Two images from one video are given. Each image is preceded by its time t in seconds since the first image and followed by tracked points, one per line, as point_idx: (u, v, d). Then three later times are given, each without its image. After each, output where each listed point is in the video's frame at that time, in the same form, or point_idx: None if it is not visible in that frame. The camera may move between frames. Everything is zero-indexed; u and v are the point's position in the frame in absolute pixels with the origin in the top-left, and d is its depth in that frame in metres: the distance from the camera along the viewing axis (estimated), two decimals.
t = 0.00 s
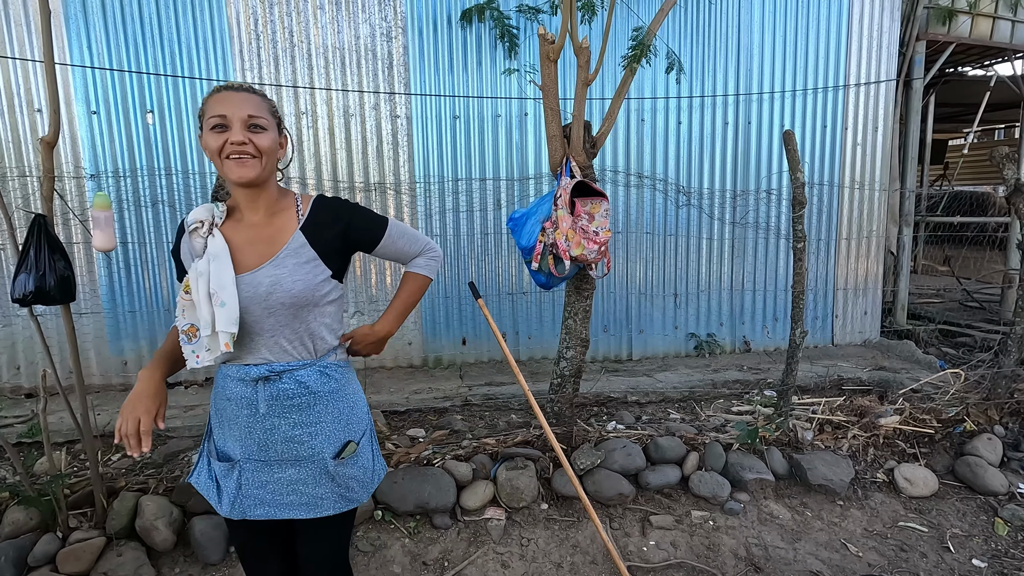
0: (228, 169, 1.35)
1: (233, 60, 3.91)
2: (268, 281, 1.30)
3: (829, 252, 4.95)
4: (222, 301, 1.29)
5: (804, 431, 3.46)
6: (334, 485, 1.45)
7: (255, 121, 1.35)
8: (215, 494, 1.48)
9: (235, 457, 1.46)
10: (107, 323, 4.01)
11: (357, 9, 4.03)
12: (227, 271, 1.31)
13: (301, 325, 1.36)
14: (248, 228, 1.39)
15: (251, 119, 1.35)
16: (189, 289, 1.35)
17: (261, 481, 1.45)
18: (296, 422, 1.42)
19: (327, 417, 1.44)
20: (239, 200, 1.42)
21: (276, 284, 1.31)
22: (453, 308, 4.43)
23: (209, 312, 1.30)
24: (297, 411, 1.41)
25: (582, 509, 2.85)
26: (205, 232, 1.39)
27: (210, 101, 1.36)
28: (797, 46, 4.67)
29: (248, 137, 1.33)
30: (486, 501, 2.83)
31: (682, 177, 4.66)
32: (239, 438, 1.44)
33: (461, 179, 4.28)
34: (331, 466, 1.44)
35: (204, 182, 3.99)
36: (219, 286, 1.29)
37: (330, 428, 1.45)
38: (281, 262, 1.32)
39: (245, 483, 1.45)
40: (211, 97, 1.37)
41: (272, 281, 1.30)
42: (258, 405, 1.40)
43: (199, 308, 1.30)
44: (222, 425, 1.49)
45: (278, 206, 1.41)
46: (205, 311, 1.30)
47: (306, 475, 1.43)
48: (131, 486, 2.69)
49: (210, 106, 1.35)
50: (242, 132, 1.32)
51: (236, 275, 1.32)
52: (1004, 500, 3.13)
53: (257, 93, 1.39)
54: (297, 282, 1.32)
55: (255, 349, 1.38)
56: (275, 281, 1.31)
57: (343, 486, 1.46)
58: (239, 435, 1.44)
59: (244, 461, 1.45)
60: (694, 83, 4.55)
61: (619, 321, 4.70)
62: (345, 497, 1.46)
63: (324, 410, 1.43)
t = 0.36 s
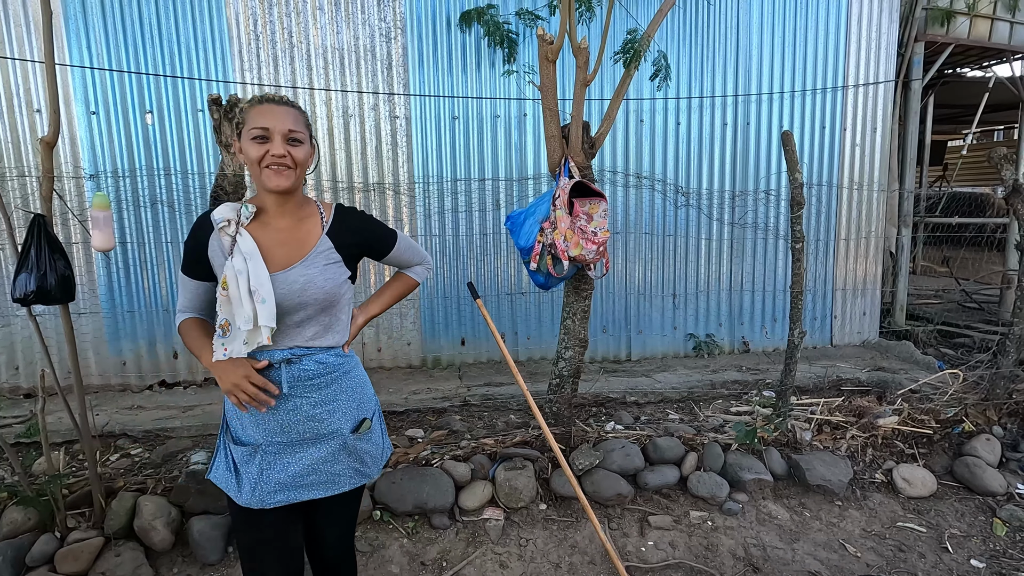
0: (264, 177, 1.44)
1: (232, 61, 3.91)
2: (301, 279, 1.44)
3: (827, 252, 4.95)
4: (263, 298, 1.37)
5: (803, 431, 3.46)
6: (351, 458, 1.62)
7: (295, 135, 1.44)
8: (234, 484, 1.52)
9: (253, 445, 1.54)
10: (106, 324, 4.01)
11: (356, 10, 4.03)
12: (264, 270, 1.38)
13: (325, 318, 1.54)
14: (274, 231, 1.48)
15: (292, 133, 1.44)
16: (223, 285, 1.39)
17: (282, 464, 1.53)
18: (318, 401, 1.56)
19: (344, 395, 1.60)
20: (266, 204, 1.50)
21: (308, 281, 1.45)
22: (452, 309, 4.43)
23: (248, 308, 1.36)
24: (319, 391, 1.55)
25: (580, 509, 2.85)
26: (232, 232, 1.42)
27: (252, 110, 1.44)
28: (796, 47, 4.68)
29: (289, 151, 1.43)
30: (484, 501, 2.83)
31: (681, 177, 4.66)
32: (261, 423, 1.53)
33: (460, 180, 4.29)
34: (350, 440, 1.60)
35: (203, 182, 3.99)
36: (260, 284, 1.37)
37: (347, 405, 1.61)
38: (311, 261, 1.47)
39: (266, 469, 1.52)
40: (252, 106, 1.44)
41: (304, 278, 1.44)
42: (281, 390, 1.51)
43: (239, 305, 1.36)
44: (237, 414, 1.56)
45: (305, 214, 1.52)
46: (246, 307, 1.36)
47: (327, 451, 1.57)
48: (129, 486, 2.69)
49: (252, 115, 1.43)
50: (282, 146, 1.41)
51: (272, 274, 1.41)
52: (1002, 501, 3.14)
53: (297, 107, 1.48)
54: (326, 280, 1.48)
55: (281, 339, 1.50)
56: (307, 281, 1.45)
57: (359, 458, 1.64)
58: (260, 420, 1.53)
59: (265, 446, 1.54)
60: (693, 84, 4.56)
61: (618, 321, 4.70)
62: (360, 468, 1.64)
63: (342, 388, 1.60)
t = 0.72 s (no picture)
0: (282, 177, 1.51)
1: (233, 62, 3.93)
2: (299, 273, 1.47)
3: (828, 253, 4.94)
4: (266, 288, 1.39)
5: (803, 432, 3.45)
6: (347, 451, 1.65)
7: (314, 142, 1.55)
8: (231, 482, 1.52)
9: (250, 442, 1.55)
10: (108, 324, 4.04)
11: (357, 11, 4.05)
12: (267, 262, 1.42)
13: (323, 314, 1.56)
14: (273, 227, 1.53)
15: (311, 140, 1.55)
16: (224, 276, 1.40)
17: (281, 460, 1.56)
18: (315, 396, 1.58)
19: (340, 389, 1.63)
20: (270, 202, 1.54)
21: (307, 275, 1.48)
22: (452, 309, 4.44)
23: (251, 298, 1.38)
24: (316, 386, 1.58)
25: (579, 510, 2.85)
26: (235, 227, 1.45)
27: (273, 115, 1.51)
28: (797, 47, 4.67)
29: (310, 156, 1.53)
30: (483, 502, 2.83)
31: (681, 178, 4.66)
32: (258, 420, 1.54)
33: (460, 180, 4.30)
34: (347, 434, 1.64)
35: (204, 183, 4.01)
36: (263, 274, 1.39)
37: (343, 400, 1.64)
38: (309, 257, 1.51)
39: (265, 465, 1.54)
40: (273, 110, 1.52)
41: (302, 272, 1.48)
42: (279, 386, 1.53)
43: (242, 294, 1.38)
44: (233, 413, 1.57)
45: (305, 214, 1.59)
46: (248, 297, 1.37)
47: (325, 445, 1.60)
48: (129, 485, 2.70)
49: (274, 119, 1.50)
50: (306, 150, 1.52)
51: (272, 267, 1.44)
52: (1004, 502, 3.12)
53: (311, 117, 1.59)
54: (324, 274, 1.51)
55: (277, 336, 1.51)
56: (305, 274, 1.48)
57: (356, 450, 1.67)
58: (256, 417, 1.54)
59: (262, 444, 1.55)
60: (694, 84, 4.55)
61: (618, 322, 4.70)
62: (357, 461, 1.68)
63: (338, 383, 1.62)
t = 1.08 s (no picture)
0: (299, 177, 1.52)
1: (246, 65, 3.95)
2: (307, 269, 1.49)
3: (843, 254, 4.88)
4: (273, 281, 1.38)
5: (818, 436, 3.40)
6: (354, 453, 1.63)
7: (325, 144, 1.58)
8: (237, 485, 1.51)
9: (257, 443, 1.54)
10: (122, 324, 4.06)
11: (368, 12, 4.05)
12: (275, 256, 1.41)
13: (330, 311, 1.57)
14: (280, 225, 1.53)
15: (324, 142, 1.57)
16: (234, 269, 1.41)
17: (288, 460, 1.55)
18: (322, 396, 1.57)
19: (346, 390, 1.62)
20: (276, 200, 1.54)
21: (314, 273, 1.50)
22: (462, 310, 4.43)
23: (257, 290, 1.38)
24: (323, 385, 1.57)
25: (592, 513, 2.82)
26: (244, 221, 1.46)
27: (290, 115, 1.51)
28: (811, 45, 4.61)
29: (325, 159, 1.56)
30: (495, 505, 2.82)
31: (694, 178, 4.62)
32: (265, 421, 1.54)
33: (471, 181, 4.29)
34: (354, 435, 1.62)
35: (216, 185, 4.03)
36: (270, 268, 1.38)
37: (350, 401, 1.63)
38: (314, 254, 1.52)
39: (271, 466, 1.53)
40: (289, 111, 1.52)
41: (309, 269, 1.49)
42: (286, 385, 1.53)
43: (248, 287, 1.37)
44: (238, 416, 1.55)
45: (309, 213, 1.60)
46: (254, 288, 1.37)
47: (331, 446, 1.59)
48: (143, 485, 2.71)
49: (291, 120, 1.51)
50: (322, 153, 1.54)
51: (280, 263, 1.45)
52: None
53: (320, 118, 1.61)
54: (330, 271, 1.53)
55: (284, 333, 1.51)
56: (314, 270, 1.50)
57: (362, 453, 1.65)
58: (264, 418, 1.54)
59: (269, 444, 1.55)
60: (706, 84, 4.51)
61: (630, 324, 4.67)
62: (363, 464, 1.65)
63: (344, 383, 1.62)
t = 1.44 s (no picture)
0: (330, 179, 1.51)
1: (264, 65, 3.96)
2: (344, 268, 1.52)
3: (866, 255, 4.78)
4: (324, 277, 1.43)
5: (843, 440, 3.33)
6: (391, 448, 1.63)
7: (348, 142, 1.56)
8: (278, 484, 1.49)
9: (296, 442, 1.52)
10: (141, 324, 4.09)
11: (385, 12, 4.04)
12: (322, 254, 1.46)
13: (364, 308, 1.60)
14: (312, 229, 1.54)
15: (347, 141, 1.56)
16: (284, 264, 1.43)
17: (328, 457, 1.54)
18: (359, 391, 1.57)
19: (381, 385, 1.62)
20: (306, 201, 1.53)
21: (351, 271, 1.53)
22: (479, 311, 4.40)
23: (310, 285, 1.42)
24: (361, 380, 1.57)
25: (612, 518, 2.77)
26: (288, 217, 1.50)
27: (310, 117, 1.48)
28: (834, 42, 4.52)
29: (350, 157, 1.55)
30: (513, 508, 2.78)
31: (713, 177, 4.55)
32: (304, 418, 1.52)
33: (487, 181, 4.26)
34: (391, 430, 1.63)
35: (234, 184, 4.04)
36: (321, 264, 1.44)
37: (385, 396, 1.63)
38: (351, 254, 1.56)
39: (312, 464, 1.51)
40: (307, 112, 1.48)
41: (347, 267, 1.53)
42: (326, 380, 1.52)
43: (302, 281, 1.41)
44: (273, 416, 1.53)
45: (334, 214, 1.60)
46: (308, 283, 1.41)
47: (370, 441, 1.59)
48: (161, 485, 2.71)
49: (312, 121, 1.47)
50: (349, 152, 1.54)
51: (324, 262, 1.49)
52: None
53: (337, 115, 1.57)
54: (365, 269, 1.57)
55: (324, 328, 1.52)
56: (352, 268, 1.53)
57: (397, 448, 1.64)
58: (303, 415, 1.52)
59: (309, 442, 1.53)
60: (726, 82, 4.45)
61: (647, 325, 4.62)
62: (400, 459, 1.65)
63: (379, 378, 1.62)
